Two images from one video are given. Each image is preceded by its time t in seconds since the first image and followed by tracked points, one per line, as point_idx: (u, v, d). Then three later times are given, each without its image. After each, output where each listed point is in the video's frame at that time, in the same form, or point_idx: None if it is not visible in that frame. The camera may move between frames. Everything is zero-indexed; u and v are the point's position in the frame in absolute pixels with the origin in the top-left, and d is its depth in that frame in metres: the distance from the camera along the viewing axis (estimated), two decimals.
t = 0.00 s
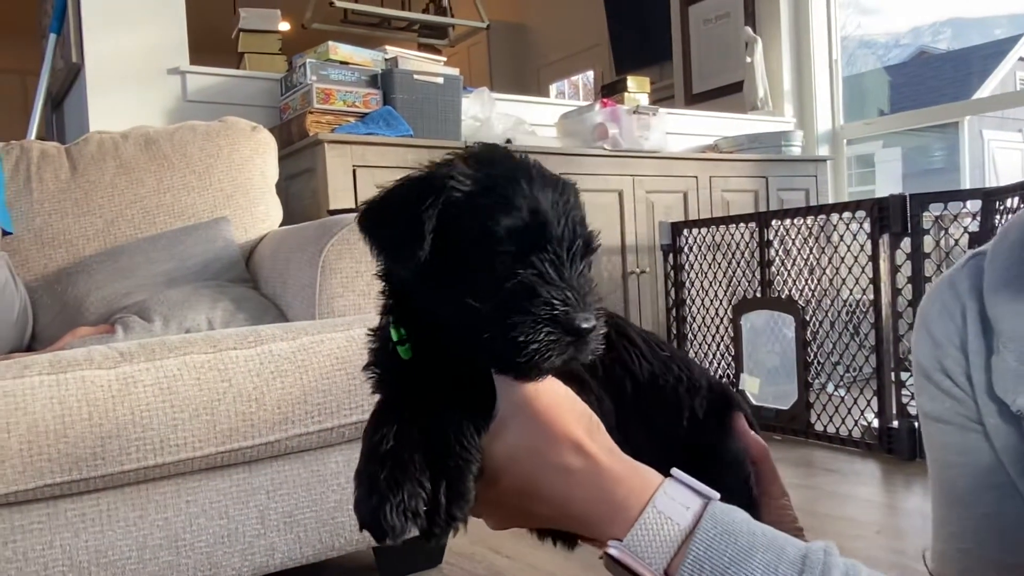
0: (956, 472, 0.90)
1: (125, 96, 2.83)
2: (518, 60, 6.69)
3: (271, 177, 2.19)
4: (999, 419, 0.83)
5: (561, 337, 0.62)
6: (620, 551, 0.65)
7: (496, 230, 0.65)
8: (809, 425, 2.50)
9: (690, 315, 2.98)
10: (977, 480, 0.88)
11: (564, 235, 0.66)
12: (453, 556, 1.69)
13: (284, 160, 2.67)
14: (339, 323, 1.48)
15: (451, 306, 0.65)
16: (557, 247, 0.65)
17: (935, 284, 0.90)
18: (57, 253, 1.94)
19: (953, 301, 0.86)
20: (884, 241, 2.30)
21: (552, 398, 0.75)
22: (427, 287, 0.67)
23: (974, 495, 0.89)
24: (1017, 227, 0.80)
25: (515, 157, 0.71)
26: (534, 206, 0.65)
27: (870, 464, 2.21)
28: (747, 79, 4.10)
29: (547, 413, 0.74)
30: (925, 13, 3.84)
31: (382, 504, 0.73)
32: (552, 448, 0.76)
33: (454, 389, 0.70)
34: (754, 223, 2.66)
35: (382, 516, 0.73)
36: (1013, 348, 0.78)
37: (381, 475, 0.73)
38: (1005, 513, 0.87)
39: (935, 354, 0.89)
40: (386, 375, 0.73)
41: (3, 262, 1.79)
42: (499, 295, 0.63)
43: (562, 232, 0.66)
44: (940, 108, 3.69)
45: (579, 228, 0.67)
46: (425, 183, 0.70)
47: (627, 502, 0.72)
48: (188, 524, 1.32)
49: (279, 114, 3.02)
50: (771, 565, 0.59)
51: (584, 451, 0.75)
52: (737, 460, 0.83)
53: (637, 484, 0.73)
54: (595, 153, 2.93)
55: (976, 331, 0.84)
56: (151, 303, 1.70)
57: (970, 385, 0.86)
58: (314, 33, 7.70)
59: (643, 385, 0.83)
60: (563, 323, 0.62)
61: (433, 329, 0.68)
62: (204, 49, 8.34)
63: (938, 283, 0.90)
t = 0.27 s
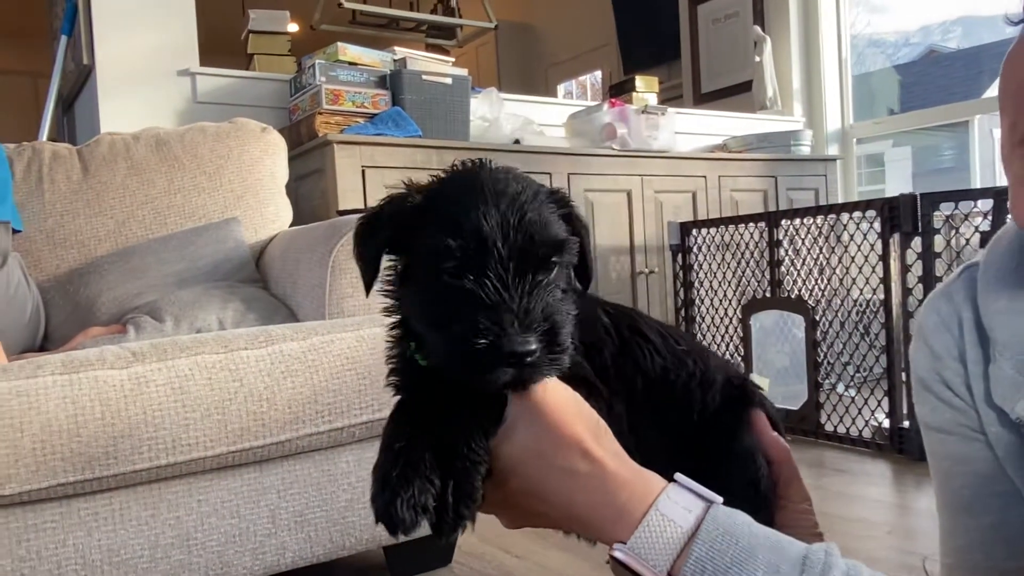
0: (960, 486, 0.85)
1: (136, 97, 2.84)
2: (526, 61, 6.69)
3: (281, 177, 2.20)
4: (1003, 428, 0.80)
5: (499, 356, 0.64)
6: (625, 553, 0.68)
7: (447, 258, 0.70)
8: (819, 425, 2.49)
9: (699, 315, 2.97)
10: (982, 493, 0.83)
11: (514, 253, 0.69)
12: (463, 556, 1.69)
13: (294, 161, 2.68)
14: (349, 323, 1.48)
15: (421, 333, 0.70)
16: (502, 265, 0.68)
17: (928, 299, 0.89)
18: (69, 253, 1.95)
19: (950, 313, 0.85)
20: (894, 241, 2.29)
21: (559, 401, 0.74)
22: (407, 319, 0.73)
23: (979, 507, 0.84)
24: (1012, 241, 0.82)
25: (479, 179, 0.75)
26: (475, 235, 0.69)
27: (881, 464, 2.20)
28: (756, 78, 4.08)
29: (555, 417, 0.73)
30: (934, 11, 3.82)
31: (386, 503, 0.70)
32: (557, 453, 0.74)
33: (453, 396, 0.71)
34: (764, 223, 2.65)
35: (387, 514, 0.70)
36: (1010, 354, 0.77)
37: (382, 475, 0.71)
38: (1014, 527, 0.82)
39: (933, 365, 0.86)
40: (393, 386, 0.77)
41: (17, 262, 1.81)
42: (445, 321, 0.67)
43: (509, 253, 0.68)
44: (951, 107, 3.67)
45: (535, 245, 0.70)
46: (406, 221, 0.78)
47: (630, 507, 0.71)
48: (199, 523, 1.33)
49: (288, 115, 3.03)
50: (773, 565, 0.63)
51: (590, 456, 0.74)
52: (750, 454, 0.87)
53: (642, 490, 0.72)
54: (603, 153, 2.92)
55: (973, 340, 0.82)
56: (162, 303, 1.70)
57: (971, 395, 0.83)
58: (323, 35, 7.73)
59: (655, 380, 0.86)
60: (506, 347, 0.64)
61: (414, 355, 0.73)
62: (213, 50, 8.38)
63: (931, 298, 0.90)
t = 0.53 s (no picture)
0: (963, 490, 0.83)
1: (142, 100, 2.86)
2: (531, 62, 6.70)
3: (286, 179, 2.20)
4: (1006, 430, 0.79)
5: (504, 336, 0.65)
6: (642, 538, 0.67)
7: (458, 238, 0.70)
8: (825, 427, 2.49)
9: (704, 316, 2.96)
10: (985, 498, 0.82)
11: (520, 233, 0.69)
12: (468, 557, 1.69)
13: (299, 162, 2.68)
14: (354, 324, 1.49)
15: (428, 314, 0.71)
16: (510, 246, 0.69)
17: (931, 303, 0.90)
18: (76, 255, 1.96)
19: (952, 316, 0.86)
20: (900, 242, 2.28)
21: (581, 383, 0.75)
22: (418, 301, 0.73)
23: (981, 512, 0.82)
24: (1012, 246, 0.83)
25: (487, 159, 0.75)
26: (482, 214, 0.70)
27: (887, 465, 2.20)
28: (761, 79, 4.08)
29: (579, 398, 0.74)
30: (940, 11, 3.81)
31: (405, 474, 0.69)
32: (577, 434, 0.75)
33: (464, 377, 0.70)
34: (769, 224, 2.66)
35: (406, 485, 0.69)
36: (1012, 357, 0.76)
37: (399, 448, 0.71)
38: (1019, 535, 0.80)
39: (936, 368, 0.87)
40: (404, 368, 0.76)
41: (24, 264, 1.82)
42: (453, 305, 0.68)
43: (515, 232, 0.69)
44: (957, 108, 3.66)
45: (545, 224, 0.70)
46: (420, 205, 0.79)
47: (650, 491, 0.72)
48: (205, 524, 1.33)
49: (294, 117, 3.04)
50: (792, 558, 0.60)
51: (611, 438, 0.75)
52: (753, 445, 0.87)
53: (662, 474, 0.73)
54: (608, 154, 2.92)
55: (976, 342, 0.83)
56: (168, 304, 1.71)
57: (974, 397, 0.83)
58: (329, 37, 7.75)
59: (668, 369, 0.89)
60: (507, 332, 0.66)
61: (421, 338, 0.73)
62: (219, 52, 8.40)
63: (934, 304, 0.91)
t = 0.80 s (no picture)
0: (965, 492, 0.83)
1: (143, 101, 2.86)
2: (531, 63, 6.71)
3: (287, 179, 2.20)
4: (1009, 432, 0.79)
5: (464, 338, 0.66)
6: (650, 532, 0.64)
7: (438, 240, 0.72)
8: (825, 428, 2.49)
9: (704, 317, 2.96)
10: (987, 500, 0.82)
11: (493, 234, 0.71)
12: (468, 557, 1.69)
13: (300, 163, 2.68)
14: (355, 325, 1.48)
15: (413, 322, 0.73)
16: (481, 247, 0.71)
17: (932, 304, 0.90)
18: (76, 256, 1.96)
19: (954, 317, 0.86)
20: (901, 243, 2.27)
21: (582, 376, 0.75)
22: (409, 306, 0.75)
23: (984, 514, 0.82)
24: (1012, 248, 0.83)
25: (466, 157, 0.77)
26: (448, 214, 0.72)
27: (888, 467, 2.19)
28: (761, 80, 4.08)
29: (582, 391, 0.74)
30: (941, 12, 3.80)
31: (412, 467, 0.71)
32: (583, 426, 0.74)
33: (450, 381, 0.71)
34: (769, 226, 2.66)
35: (416, 478, 0.71)
36: (1015, 360, 0.76)
37: (406, 442, 0.72)
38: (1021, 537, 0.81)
39: (937, 370, 0.86)
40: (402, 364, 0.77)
41: (24, 265, 1.82)
42: (428, 311, 0.70)
43: (489, 233, 0.71)
44: (957, 109, 3.65)
45: (505, 222, 0.71)
46: (402, 208, 0.80)
47: (658, 483, 0.69)
48: (206, 525, 1.33)
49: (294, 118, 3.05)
50: (805, 551, 0.58)
51: (619, 431, 0.73)
52: (750, 437, 0.88)
53: (671, 467, 0.70)
54: (608, 155, 2.92)
55: (978, 344, 0.82)
56: (168, 305, 1.71)
57: (977, 399, 0.83)
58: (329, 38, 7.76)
59: (666, 369, 0.89)
60: (462, 333, 0.67)
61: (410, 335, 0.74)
62: (219, 52, 8.41)
63: (934, 305, 0.91)
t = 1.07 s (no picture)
0: (964, 493, 0.83)
1: (144, 102, 2.86)
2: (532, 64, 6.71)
3: (288, 180, 2.20)
4: (1008, 433, 0.79)
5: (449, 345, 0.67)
6: (653, 526, 0.65)
7: (429, 237, 0.72)
8: (826, 429, 2.48)
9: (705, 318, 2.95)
10: (986, 500, 0.82)
11: (477, 234, 0.71)
12: (469, 558, 1.69)
13: (301, 164, 2.69)
14: (355, 326, 1.48)
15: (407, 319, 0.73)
16: (471, 246, 0.71)
17: (933, 305, 0.90)
18: (78, 257, 1.96)
19: (954, 318, 0.86)
20: (903, 244, 2.27)
21: (593, 367, 0.75)
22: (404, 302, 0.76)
23: (983, 515, 0.82)
24: (1013, 247, 0.83)
25: (461, 154, 0.77)
26: (435, 215, 0.72)
27: (890, 468, 2.19)
28: (763, 81, 4.08)
29: (588, 385, 0.74)
30: (943, 12, 3.80)
31: (417, 457, 0.70)
32: (587, 422, 0.74)
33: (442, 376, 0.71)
34: (771, 226, 2.66)
35: (420, 467, 0.70)
36: (1014, 360, 0.76)
37: (408, 433, 0.72)
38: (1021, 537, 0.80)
39: (938, 371, 0.86)
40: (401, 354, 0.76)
41: (26, 265, 1.82)
42: (414, 309, 0.70)
43: (474, 233, 0.71)
44: (959, 110, 3.65)
45: (483, 220, 0.71)
46: (395, 202, 0.79)
47: (662, 478, 0.70)
48: (207, 525, 1.33)
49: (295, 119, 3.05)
50: (806, 549, 0.59)
51: (624, 427, 0.74)
52: (748, 436, 0.88)
53: (675, 464, 0.71)
54: (610, 155, 2.92)
55: (977, 345, 0.82)
56: (169, 306, 1.71)
57: (976, 400, 0.82)
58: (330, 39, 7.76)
59: (668, 369, 0.89)
60: (439, 332, 0.67)
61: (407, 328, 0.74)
62: (220, 54, 8.41)
63: (934, 305, 0.91)
